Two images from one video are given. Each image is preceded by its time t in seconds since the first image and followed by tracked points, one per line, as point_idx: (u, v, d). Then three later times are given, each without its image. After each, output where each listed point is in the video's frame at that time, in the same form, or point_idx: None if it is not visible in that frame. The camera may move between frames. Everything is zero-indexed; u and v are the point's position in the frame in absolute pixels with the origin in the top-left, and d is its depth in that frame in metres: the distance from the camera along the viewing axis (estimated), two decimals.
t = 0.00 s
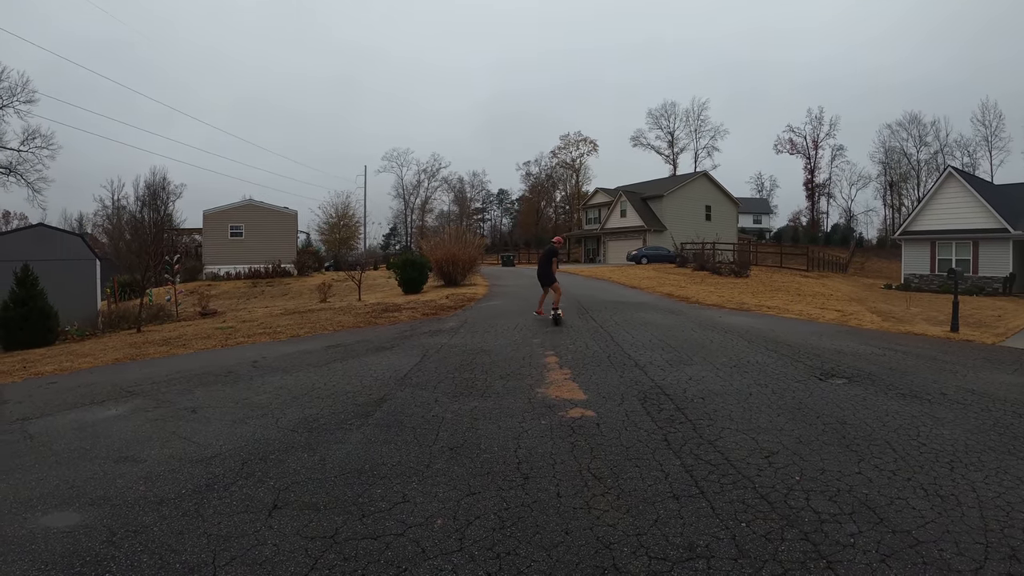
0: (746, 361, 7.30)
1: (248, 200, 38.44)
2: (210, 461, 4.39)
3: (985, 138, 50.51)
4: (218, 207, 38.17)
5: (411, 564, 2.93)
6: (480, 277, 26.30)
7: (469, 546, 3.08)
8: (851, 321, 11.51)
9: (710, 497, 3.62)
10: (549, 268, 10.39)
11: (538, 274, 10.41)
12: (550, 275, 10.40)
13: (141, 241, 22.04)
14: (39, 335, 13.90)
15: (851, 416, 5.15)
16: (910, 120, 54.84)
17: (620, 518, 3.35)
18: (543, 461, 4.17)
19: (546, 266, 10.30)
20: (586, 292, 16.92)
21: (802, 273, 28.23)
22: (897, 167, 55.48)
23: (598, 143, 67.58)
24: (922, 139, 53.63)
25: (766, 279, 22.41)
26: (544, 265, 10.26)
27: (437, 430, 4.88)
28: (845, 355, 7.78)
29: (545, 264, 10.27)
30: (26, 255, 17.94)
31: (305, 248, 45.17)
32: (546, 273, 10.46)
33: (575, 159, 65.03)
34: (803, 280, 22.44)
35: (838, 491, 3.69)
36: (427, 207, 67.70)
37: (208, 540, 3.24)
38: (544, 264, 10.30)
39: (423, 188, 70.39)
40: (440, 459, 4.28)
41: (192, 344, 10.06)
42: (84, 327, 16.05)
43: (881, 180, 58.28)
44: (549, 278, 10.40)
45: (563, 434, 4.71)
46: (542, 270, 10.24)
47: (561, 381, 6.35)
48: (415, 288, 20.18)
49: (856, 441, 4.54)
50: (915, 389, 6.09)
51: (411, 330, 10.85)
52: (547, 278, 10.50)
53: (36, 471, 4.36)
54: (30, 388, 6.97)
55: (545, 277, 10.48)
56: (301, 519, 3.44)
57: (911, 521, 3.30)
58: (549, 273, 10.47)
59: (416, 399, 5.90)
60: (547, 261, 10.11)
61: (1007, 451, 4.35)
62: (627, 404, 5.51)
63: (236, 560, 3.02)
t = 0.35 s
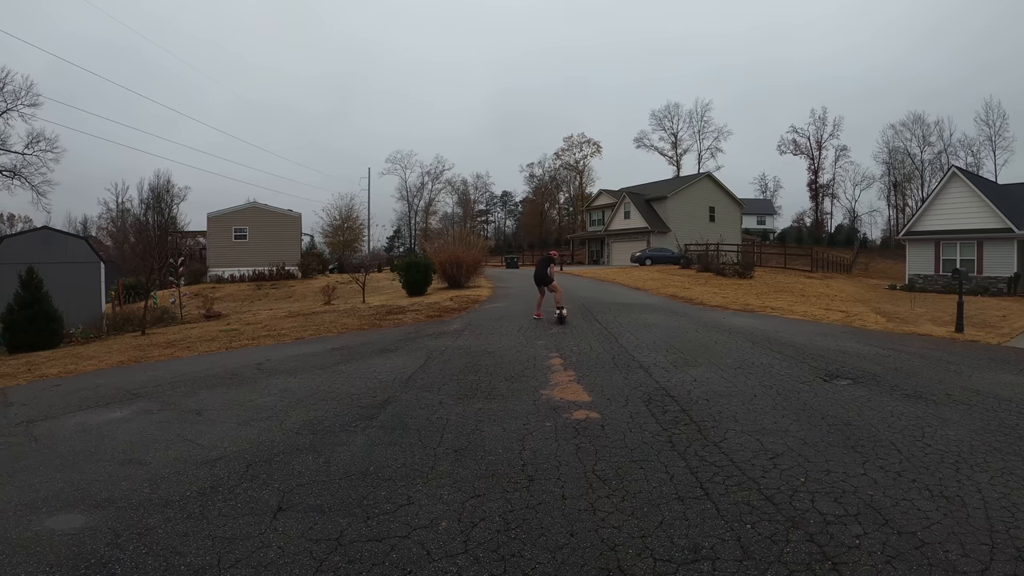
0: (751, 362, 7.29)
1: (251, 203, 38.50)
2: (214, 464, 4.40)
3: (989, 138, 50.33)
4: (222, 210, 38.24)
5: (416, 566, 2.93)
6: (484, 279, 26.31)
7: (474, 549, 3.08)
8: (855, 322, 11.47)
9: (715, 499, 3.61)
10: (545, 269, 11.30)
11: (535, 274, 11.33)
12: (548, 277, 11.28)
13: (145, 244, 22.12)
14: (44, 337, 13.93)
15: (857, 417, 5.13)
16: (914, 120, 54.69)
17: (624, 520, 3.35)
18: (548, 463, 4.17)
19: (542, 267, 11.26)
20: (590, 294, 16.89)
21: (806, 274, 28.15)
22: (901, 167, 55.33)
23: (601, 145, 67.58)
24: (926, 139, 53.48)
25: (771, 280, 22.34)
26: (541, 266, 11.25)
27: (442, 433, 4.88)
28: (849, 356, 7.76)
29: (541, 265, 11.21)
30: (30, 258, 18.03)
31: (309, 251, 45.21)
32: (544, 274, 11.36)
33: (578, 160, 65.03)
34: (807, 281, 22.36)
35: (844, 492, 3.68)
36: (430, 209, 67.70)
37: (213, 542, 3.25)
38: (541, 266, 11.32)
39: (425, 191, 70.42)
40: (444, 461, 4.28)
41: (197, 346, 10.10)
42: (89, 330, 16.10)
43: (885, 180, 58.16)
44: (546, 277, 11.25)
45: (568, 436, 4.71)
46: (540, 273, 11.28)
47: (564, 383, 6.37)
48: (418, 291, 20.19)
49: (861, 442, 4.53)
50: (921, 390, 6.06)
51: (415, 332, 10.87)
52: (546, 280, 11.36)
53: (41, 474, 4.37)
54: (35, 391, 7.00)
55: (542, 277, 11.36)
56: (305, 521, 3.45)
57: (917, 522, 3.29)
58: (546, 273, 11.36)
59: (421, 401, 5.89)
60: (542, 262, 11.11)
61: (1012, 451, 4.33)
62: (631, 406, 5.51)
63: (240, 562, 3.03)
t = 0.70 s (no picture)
0: (751, 365, 7.28)
1: (251, 207, 38.53)
2: (215, 468, 4.39)
3: (988, 140, 50.38)
4: (222, 214, 38.26)
5: (417, 570, 2.93)
6: (484, 282, 26.31)
7: (475, 551, 3.08)
8: (854, 324, 11.48)
9: (716, 502, 3.61)
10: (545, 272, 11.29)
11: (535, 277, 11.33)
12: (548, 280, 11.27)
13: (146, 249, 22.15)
14: (44, 340, 13.90)
15: (857, 420, 5.13)
16: (913, 122, 54.78)
17: (626, 523, 3.35)
18: (548, 466, 4.18)
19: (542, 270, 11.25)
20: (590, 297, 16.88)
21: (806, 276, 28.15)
22: (900, 169, 55.39)
23: (601, 148, 67.64)
24: (926, 141, 53.54)
25: (771, 283, 22.34)
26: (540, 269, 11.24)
27: (443, 436, 4.87)
28: (850, 358, 7.76)
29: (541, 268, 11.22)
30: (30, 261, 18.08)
31: (309, 255, 45.18)
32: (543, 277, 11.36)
33: (578, 164, 65.17)
34: (807, 283, 22.34)
35: (845, 495, 3.68)
36: (430, 213, 67.76)
37: (214, 546, 3.25)
38: (540, 269, 11.31)
39: (425, 194, 70.51)
40: (445, 464, 4.28)
41: (197, 350, 10.10)
42: (89, 334, 16.11)
43: (885, 182, 58.23)
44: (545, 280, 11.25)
45: (569, 440, 4.71)
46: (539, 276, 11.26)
47: (565, 387, 6.35)
48: (419, 294, 20.19)
49: (862, 444, 4.53)
50: (922, 392, 6.05)
51: (416, 336, 10.87)
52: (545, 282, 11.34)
53: (42, 477, 4.37)
54: (36, 394, 7.00)
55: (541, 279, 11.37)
56: (307, 524, 3.44)
57: (917, 524, 3.29)
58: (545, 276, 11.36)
59: (422, 405, 5.89)
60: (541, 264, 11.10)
61: (1013, 453, 4.33)
62: (632, 409, 5.51)
63: (242, 566, 3.03)
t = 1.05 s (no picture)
0: (746, 366, 7.30)
1: (246, 209, 38.46)
2: (209, 471, 4.38)
3: (981, 142, 50.66)
4: (217, 216, 38.19)
5: (411, 573, 2.92)
6: (479, 285, 26.31)
7: (470, 554, 3.08)
8: (849, 325, 11.52)
9: (711, 503, 3.61)
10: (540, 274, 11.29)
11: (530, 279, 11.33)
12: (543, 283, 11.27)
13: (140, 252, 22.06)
14: (37, 343, 13.84)
15: (850, 420, 5.15)
16: (906, 124, 55.04)
17: (620, 525, 3.35)
18: (542, 468, 4.17)
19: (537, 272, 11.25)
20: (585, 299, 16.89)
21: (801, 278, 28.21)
22: (894, 170, 55.61)
23: (596, 150, 67.74)
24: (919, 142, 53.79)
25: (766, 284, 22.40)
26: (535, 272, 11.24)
27: (437, 439, 4.87)
28: (843, 359, 7.79)
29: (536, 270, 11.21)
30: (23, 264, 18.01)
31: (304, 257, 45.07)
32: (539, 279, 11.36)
33: (573, 166, 65.26)
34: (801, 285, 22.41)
35: (839, 495, 3.69)
36: (425, 215, 67.69)
37: (208, 549, 3.23)
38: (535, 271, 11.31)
39: (421, 196, 70.44)
40: (439, 466, 4.28)
41: (191, 353, 10.06)
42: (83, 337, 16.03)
43: (879, 184, 58.48)
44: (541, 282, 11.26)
45: (563, 441, 4.72)
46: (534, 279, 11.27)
47: (559, 389, 6.35)
48: (414, 296, 20.18)
49: (856, 445, 4.54)
50: (914, 392, 6.08)
51: (410, 338, 10.86)
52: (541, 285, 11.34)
53: (34, 481, 4.34)
54: (28, 398, 6.95)
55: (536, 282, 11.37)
56: (301, 527, 3.44)
57: (912, 525, 3.30)
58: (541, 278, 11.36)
59: (416, 408, 5.88)
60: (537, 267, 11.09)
61: (1006, 453, 4.36)
62: (626, 410, 5.51)
63: (236, 568, 3.02)
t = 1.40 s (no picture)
0: (746, 368, 7.30)
1: (246, 215, 38.50)
2: (209, 477, 4.37)
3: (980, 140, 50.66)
4: (217, 222, 38.25)
5: None
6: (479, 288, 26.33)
7: (470, 558, 3.07)
8: (849, 325, 11.51)
9: (712, 506, 3.60)
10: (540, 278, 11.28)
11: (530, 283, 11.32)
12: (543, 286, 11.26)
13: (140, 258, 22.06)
14: (37, 351, 13.85)
15: (851, 421, 5.15)
16: (904, 124, 55.07)
17: (621, 528, 3.34)
18: (543, 472, 4.17)
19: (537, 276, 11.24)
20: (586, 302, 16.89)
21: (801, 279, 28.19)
22: (893, 170, 55.58)
23: (595, 152, 67.81)
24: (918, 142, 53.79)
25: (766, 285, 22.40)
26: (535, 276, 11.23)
27: (438, 443, 4.87)
28: (844, 359, 7.78)
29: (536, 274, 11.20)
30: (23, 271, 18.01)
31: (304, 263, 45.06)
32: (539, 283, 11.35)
33: (571, 169, 65.30)
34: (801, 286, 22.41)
35: (841, 496, 3.69)
36: (425, 219, 67.72)
37: (207, 555, 3.23)
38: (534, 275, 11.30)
39: (420, 200, 70.46)
40: (439, 471, 4.27)
41: (191, 359, 10.06)
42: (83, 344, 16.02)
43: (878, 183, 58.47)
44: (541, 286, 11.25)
45: (564, 445, 4.71)
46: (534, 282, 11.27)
47: (559, 392, 6.34)
48: (414, 300, 20.19)
49: (858, 445, 4.53)
50: (916, 392, 6.07)
51: (410, 342, 10.86)
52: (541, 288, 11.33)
53: (34, 488, 4.33)
54: (28, 405, 6.95)
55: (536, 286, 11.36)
56: (301, 533, 3.43)
57: (914, 525, 3.30)
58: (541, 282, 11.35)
59: (416, 412, 5.87)
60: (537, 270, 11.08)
61: (1009, 452, 4.35)
62: (627, 413, 5.50)
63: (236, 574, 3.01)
